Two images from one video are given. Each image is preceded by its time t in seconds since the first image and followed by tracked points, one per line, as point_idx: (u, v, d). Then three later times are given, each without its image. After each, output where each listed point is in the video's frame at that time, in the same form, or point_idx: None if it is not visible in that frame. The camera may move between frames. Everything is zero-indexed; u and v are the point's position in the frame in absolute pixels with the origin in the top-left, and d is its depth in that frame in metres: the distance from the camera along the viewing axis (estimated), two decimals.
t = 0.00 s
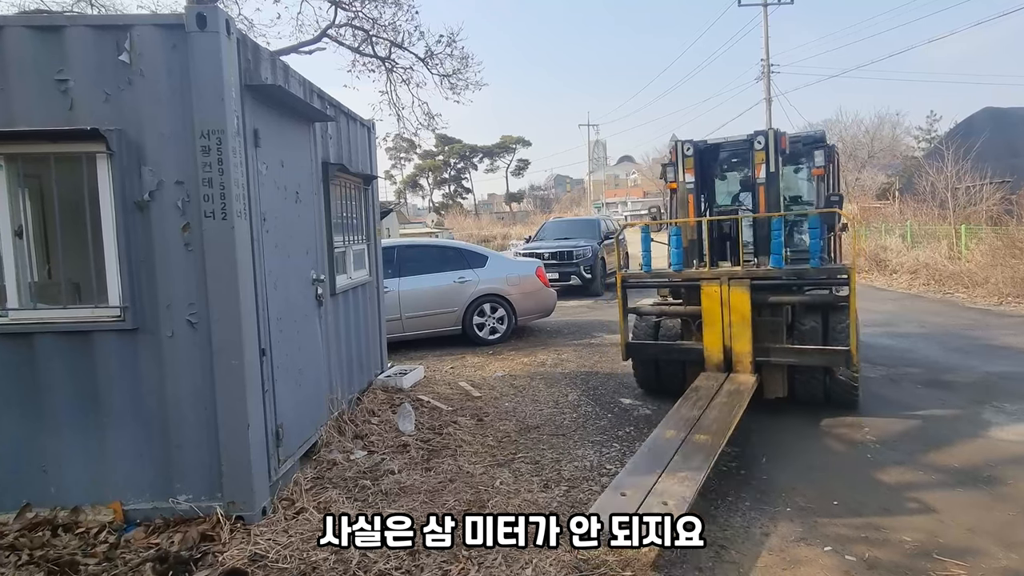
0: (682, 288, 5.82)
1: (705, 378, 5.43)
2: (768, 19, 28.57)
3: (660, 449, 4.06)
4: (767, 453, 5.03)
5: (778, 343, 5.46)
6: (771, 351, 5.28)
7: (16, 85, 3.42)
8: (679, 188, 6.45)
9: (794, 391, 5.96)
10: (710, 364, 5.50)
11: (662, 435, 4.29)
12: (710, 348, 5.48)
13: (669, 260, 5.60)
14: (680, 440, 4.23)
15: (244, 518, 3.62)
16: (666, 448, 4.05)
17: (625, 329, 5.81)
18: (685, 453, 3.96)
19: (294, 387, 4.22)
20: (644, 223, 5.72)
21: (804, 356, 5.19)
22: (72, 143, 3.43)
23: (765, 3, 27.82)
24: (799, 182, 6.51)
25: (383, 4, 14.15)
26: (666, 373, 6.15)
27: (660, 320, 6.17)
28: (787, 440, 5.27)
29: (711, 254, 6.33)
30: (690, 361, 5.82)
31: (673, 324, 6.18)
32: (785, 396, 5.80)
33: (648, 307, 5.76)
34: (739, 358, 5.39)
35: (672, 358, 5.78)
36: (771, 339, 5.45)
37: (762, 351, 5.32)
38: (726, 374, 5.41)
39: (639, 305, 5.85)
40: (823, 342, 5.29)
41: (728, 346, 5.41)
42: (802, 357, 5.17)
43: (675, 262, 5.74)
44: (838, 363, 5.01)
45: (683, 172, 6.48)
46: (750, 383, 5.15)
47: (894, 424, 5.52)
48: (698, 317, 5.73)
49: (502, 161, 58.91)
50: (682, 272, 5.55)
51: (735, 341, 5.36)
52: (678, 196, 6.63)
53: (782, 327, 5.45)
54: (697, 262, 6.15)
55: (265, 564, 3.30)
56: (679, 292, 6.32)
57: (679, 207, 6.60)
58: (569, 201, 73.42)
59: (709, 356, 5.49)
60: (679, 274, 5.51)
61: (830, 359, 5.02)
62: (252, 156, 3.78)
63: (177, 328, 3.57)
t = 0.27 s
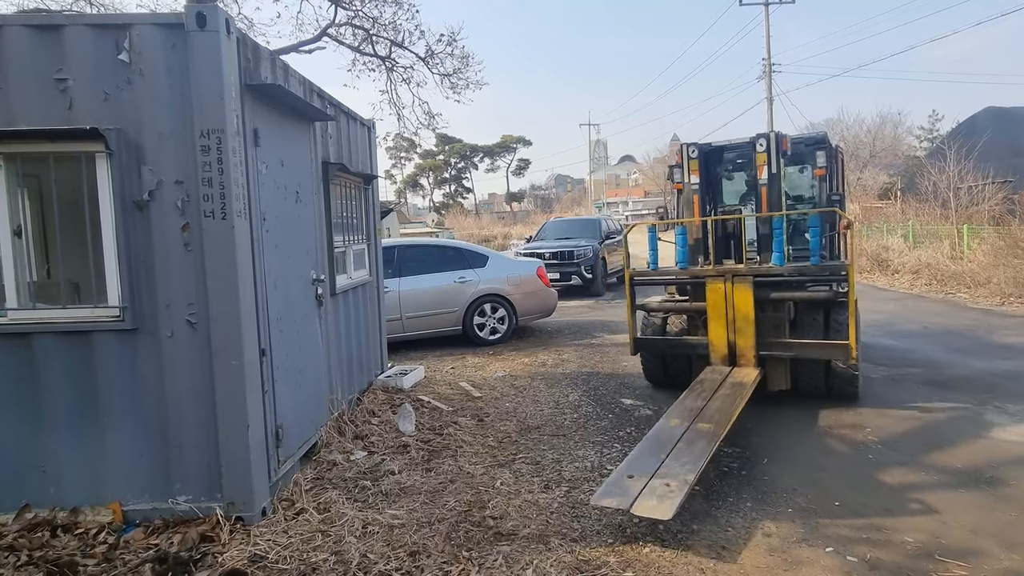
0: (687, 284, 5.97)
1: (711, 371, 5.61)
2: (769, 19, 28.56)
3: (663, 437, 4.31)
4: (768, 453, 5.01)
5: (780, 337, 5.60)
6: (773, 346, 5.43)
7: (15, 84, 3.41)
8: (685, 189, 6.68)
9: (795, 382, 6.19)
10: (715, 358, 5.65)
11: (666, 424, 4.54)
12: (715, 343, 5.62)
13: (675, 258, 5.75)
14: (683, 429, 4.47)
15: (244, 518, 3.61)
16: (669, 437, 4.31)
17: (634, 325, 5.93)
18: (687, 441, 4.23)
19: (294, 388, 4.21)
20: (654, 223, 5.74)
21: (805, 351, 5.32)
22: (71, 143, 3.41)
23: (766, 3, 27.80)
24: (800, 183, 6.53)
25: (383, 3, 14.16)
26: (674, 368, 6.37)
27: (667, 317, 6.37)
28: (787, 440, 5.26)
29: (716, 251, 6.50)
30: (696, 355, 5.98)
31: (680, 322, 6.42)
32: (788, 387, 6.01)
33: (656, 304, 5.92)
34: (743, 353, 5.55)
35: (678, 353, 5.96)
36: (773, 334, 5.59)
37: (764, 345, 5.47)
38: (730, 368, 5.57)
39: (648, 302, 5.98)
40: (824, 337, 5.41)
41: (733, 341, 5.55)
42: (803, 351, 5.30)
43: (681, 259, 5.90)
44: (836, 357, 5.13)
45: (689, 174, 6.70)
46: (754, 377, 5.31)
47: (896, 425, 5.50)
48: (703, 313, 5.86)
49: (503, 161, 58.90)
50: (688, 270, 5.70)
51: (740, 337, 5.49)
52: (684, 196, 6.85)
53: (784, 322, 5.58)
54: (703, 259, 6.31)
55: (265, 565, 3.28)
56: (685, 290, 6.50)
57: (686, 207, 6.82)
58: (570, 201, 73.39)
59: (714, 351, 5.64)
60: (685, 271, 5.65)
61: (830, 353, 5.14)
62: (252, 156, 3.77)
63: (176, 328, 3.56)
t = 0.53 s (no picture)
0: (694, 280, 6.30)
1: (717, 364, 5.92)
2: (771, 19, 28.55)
3: (669, 422, 4.59)
4: (769, 454, 4.99)
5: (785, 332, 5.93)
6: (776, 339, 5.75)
7: (15, 83, 3.40)
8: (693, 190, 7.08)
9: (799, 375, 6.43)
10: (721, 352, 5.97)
11: (672, 411, 4.82)
12: (721, 337, 5.94)
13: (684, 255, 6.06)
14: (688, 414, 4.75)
15: (243, 519, 3.60)
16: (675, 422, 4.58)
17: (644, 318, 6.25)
18: (691, 424, 4.50)
19: (294, 388, 4.20)
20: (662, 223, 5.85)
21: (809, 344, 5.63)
22: (70, 142, 3.40)
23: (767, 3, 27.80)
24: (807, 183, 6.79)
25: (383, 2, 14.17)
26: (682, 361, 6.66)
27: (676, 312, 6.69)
28: (789, 441, 5.25)
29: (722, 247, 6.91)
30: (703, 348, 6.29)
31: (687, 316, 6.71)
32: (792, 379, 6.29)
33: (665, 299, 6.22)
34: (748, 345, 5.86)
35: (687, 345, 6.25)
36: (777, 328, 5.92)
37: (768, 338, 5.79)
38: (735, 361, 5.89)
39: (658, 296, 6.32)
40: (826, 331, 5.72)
41: (737, 335, 5.86)
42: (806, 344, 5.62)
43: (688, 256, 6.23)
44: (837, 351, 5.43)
45: (697, 176, 7.09)
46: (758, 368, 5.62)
47: (898, 425, 5.49)
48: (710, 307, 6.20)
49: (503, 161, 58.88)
50: (696, 267, 6.02)
51: (745, 331, 5.81)
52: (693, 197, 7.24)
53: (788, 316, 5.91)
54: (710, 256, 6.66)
55: (264, 566, 3.27)
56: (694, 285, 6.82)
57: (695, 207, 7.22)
58: (570, 201, 73.35)
59: (720, 345, 5.96)
60: (693, 268, 5.98)
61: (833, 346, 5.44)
62: (252, 155, 3.76)
63: (176, 328, 3.54)
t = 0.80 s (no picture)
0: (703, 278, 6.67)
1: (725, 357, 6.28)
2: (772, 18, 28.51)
3: (677, 408, 4.87)
4: (771, 454, 4.97)
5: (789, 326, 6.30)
6: (781, 333, 6.12)
7: (14, 82, 3.39)
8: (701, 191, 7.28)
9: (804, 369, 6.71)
10: (728, 346, 6.34)
11: (680, 398, 5.11)
12: (728, 332, 6.31)
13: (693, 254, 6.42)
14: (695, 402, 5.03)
15: (243, 520, 3.59)
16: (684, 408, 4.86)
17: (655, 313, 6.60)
18: (699, 411, 4.79)
19: (294, 389, 4.19)
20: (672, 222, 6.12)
21: (812, 338, 5.97)
22: (69, 142, 3.39)
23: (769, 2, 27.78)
24: (814, 184, 7.04)
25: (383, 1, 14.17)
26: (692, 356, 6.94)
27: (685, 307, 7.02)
28: (790, 440, 5.23)
29: (730, 245, 7.23)
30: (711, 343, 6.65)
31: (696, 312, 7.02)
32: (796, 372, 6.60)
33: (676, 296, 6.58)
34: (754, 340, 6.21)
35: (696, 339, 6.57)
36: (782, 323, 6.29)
37: (772, 333, 6.17)
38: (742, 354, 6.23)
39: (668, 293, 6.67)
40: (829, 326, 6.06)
41: (744, 329, 6.23)
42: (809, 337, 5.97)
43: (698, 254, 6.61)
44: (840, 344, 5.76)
45: (706, 176, 7.24)
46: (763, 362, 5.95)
47: (899, 425, 5.47)
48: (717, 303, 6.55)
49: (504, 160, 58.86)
50: (705, 264, 6.39)
51: (750, 325, 6.19)
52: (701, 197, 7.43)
53: (793, 312, 6.27)
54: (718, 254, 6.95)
55: (264, 567, 3.26)
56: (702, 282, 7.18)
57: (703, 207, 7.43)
58: (571, 200, 73.29)
59: (727, 339, 6.32)
60: (702, 265, 6.36)
61: (834, 339, 5.79)
62: (251, 155, 3.75)
63: (175, 328, 3.53)
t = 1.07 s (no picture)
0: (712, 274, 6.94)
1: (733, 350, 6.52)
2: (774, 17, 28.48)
3: (684, 395, 5.18)
4: (772, 455, 4.96)
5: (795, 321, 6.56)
6: (786, 327, 6.38)
7: (13, 82, 3.38)
8: (712, 191, 7.67)
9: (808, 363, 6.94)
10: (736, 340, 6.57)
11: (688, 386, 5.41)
12: (736, 326, 6.55)
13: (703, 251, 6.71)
14: (700, 390, 5.34)
15: (243, 521, 3.58)
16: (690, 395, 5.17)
17: (665, 308, 6.88)
18: (705, 397, 5.09)
19: (294, 389, 4.18)
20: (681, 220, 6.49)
21: (816, 333, 6.22)
22: (68, 141, 3.38)
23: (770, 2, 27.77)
24: (821, 185, 7.28)
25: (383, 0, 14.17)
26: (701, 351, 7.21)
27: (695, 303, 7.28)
28: (791, 441, 5.22)
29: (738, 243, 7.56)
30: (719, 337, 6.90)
31: (705, 307, 7.27)
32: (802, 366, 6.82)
33: (685, 291, 6.86)
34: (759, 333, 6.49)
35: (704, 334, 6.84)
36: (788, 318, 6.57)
37: (778, 327, 6.42)
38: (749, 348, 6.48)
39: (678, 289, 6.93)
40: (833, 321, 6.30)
41: (750, 324, 6.48)
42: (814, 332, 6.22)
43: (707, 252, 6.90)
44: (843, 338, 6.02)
45: (716, 177, 7.65)
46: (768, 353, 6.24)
47: (901, 426, 5.46)
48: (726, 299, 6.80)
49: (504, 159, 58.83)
50: (714, 261, 6.67)
51: (757, 320, 6.44)
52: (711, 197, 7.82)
53: (798, 307, 6.53)
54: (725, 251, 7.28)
55: (264, 567, 3.25)
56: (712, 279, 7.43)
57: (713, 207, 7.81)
58: (572, 200, 73.23)
59: (735, 334, 6.57)
60: (711, 262, 6.63)
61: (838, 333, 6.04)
62: (251, 154, 3.73)
63: (175, 329, 3.52)
